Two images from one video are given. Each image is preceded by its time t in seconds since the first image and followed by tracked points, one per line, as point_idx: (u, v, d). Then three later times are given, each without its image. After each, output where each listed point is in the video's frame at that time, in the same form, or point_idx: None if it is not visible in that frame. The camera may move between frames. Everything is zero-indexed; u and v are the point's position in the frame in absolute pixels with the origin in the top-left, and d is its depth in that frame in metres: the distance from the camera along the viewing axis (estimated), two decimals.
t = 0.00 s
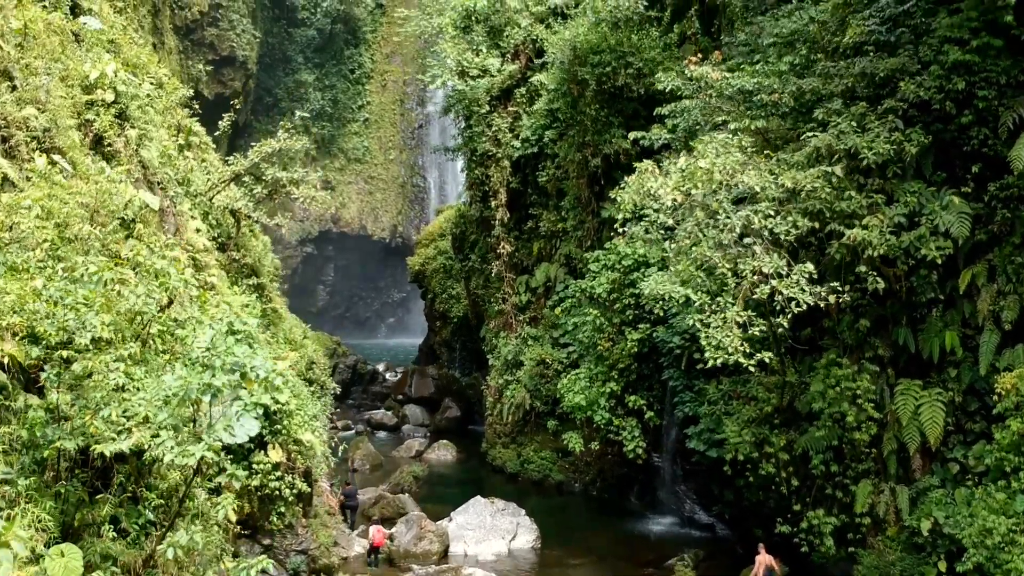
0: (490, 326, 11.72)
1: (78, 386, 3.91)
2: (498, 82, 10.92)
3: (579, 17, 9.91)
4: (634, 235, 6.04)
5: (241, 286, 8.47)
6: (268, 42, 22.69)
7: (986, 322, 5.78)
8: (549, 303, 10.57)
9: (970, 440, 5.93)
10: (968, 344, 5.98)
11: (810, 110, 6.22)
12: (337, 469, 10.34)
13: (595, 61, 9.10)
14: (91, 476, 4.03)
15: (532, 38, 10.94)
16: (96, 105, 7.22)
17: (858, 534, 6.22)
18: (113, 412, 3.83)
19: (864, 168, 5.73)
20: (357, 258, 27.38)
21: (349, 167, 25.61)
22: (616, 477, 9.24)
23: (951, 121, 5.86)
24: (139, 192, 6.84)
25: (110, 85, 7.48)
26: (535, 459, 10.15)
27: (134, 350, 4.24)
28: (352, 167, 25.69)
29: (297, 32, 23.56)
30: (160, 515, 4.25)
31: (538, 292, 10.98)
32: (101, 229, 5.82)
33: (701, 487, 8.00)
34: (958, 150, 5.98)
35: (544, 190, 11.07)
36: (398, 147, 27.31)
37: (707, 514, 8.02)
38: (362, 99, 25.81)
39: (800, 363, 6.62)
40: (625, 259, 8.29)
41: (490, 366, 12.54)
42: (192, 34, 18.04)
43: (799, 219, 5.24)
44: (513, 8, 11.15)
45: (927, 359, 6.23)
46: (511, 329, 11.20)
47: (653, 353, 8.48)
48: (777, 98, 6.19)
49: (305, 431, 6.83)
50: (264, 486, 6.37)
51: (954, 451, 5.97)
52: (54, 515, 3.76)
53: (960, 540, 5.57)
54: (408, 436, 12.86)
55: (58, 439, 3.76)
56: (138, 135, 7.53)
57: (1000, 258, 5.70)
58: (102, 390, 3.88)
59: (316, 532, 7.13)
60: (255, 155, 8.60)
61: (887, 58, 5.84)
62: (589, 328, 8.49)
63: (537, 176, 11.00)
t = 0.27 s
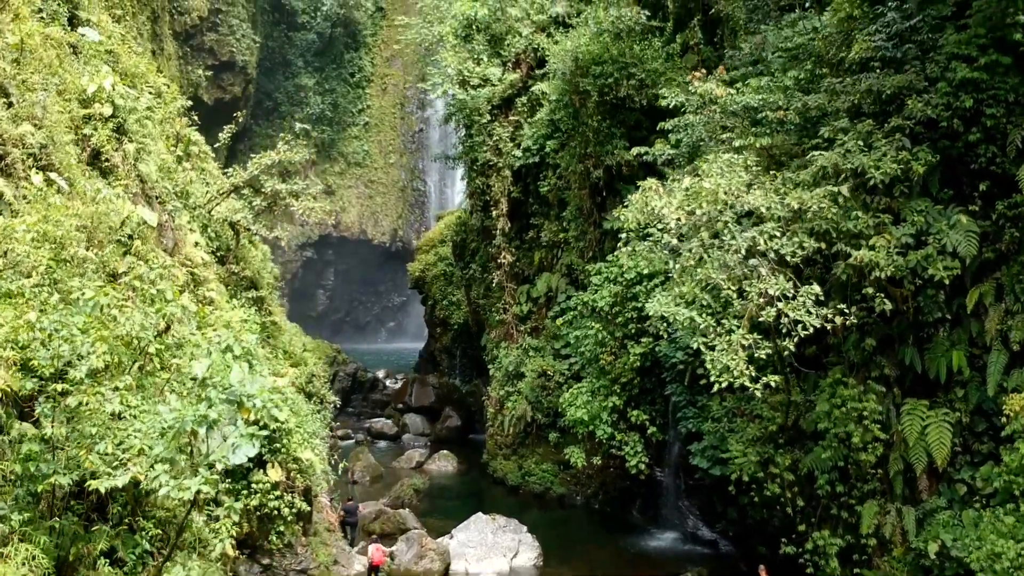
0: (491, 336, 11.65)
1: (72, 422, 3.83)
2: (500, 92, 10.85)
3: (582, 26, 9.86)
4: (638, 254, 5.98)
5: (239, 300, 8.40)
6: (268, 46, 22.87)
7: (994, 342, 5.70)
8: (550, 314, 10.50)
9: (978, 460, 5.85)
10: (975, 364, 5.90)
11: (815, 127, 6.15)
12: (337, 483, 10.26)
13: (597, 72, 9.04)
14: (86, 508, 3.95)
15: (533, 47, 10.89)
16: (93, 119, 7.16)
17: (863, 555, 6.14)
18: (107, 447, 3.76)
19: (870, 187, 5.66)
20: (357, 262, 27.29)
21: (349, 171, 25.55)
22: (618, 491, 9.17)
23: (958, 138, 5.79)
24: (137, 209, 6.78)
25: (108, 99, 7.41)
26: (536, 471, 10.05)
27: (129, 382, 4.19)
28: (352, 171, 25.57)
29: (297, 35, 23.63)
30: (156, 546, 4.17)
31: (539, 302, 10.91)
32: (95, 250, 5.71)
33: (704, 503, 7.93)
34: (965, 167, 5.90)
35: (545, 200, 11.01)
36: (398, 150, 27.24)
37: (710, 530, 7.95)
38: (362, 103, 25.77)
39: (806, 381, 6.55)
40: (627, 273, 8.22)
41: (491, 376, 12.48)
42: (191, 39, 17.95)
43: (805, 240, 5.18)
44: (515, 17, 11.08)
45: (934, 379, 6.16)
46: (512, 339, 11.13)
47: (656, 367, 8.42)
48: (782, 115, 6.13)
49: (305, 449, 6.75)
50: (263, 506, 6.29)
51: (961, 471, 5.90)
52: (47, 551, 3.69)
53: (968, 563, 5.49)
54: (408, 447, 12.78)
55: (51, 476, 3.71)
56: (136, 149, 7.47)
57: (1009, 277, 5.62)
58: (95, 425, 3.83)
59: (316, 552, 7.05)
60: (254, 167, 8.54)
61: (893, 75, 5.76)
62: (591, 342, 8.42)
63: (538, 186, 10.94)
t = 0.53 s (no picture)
0: (492, 345, 11.59)
1: (66, 453, 3.76)
2: (501, 100, 10.80)
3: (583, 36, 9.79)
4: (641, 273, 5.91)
5: (238, 313, 8.33)
6: (268, 49, 22.80)
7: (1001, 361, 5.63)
8: (551, 324, 10.43)
9: (985, 481, 5.78)
10: (982, 383, 5.83)
11: (820, 143, 6.09)
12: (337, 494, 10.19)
13: (598, 83, 8.98)
14: (82, 540, 3.83)
15: (535, 55, 10.85)
16: (91, 132, 7.09)
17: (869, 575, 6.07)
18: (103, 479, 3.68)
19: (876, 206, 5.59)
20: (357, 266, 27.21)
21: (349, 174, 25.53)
22: (620, 504, 9.10)
23: (965, 154, 5.71)
24: (134, 224, 6.71)
25: (105, 112, 7.35)
26: (537, 482, 9.95)
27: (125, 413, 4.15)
28: (352, 175, 25.58)
29: (296, 39, 23.57)
30: None
31: (540, 312, 10.84)
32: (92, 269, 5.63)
33: (707, 518, 7.87)
34: (972, 184, 5.82)
35: (547, 210, 10.94)
36: (398, 154, 27.18)
37: (713, 546, 7.88)
38: (362, 107, 25.73)
39: (810, 399, 6.48)
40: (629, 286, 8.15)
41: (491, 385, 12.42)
42: (191, 45, 17.87)
43: (811, 261, 5.11)
44: (516, 26, 11.06)
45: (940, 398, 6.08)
46: (513, 349, 11.06)
47: (658, 381, 8.35)
48: (787, 131, 6.07)
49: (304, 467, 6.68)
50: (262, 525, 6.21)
51: (968, 491, 5.82)
52: None
53: None
54: (409, 456, 12.71)
55: (46, 509, 3.61)
56: (134, 163, 7.40)
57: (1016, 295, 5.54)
58: (91, 456, 3.75)
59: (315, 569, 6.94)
60: (253, 178, 8.48)
61: (900, 92, 5.68)
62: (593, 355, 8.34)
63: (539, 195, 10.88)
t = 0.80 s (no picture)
0: (493, 355, 11.54)
1: (62, 485, 3.70)
2: (501, 109, 10.75)
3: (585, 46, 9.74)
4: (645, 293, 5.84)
5: (237, 326, 8.27)
6: (268, 53, 22.68)
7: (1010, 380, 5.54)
8: (553, 334, 10.36)
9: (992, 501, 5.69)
10: (989, 402, 5.74)
11: (826, 159, 6.03)
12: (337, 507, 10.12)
13: (600, 93, 8.93)
14: None
15: (536, 63, 10.84)
16: (89, 146, 7.02)
17: None
18: (100, 514, 3.61)
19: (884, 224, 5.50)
20: (357, 269, 27.11)
21: (349, 178, 25.54)
22: (622, 517, 9.02)
23: (972, 170, 5.61)
24: (132, 239, 6.65)
25: (103, 125, 7.29)
26: (538, 494, 9.87)
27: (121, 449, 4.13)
28: (353, 178, 25.60)
29: (297, 42, 23.49)
30: None
31: (541, 322, 10.77)
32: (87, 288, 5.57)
33: (710, 533, 7.81)
34: (979, 201, 5.72)
35: (548, 219, 10.88)
36: (399, 157, 27.12)
37: (716, 562, 7.81)
38: (362, 110, 25.75)
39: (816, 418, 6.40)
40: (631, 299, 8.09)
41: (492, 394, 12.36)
42: (190, 50, 17.78)
43: (818, 281, 5.04)
44: (516, 34, 11.02)
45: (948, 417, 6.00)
46: (514, 358, 10.99)
47: (660, 394, 8.28)
48: (792, 147, 6.01)
49: (304, 485, 6.61)
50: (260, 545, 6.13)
51: (976, 512, 5.74)
52: None
53: None
54: (409, 465, 12.62)
55: (41, 545, 3.52)
56: (132, 176, 7.34)
57: None
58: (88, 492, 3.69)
59: None
60: (253, 190, 8.43)
61: (906, 109, 5.61)
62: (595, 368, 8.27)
63: (540, 204, 10.81)
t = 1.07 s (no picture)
0: (494, 365, 11.47)
1: (56, 517, 3.64)
2: (503, 117, 10.69)
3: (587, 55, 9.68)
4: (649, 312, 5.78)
5: (236, 340, 8.20)
6: (268, 56, 22.66)
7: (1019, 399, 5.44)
8: (554, 344, 10.29)
9: (1001, 521, 5.60)
10: (997, 420, 5.63)
11: (832, 175, 5.96)
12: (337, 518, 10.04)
13: (602, 103, 8.86)
14: None
15: (537, 71, 10.79)
16: (86, 160, 6.95)
17: None
18: (95, 549, 3.55)
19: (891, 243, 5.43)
20: (358, 273, 27.02)
21: (350, 182, 25.50)
22: (624, 530, 8.97)
23: (980, 186, 5.47)
24: (130, 255, 6.59)
25: (101, 139, 7.24)
26: (540, 506, 9.79)
27: (119, 478, 4.07)
28: (353, 182, 25.56)
29: (297, 45, 23.46)
30: None
31: (543, 331, 10.69)
32: (82, 307, 5.50)
33: (714, 548, 7.74)
34: (987, 218, 5.56)
35: (549, 228, 10.82)
36: (399, 161, 27.06)
37: None
38: (362, 113, 25.75)
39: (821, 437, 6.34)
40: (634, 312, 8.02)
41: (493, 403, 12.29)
42: (190, 54, 17.69)
43: (825, 302, 4.97)
44: (517, 42, 10.96)
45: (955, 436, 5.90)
46: (516, 368, 10.93)
47: (663, 407, 8.20)
48: (797, 164, 5.94)
49: (304, 502, 6.53)
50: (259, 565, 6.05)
51: (984, 532, 5.65)
52: None
53: None
54: (410, 475, 12.54)
55: None
56: (130, 189, 7.28)
57: None
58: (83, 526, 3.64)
59: None
60: (252, 201, 8.37)
61: (913, 125, 5.54)
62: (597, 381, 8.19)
63: (542, 213, 10.74)
